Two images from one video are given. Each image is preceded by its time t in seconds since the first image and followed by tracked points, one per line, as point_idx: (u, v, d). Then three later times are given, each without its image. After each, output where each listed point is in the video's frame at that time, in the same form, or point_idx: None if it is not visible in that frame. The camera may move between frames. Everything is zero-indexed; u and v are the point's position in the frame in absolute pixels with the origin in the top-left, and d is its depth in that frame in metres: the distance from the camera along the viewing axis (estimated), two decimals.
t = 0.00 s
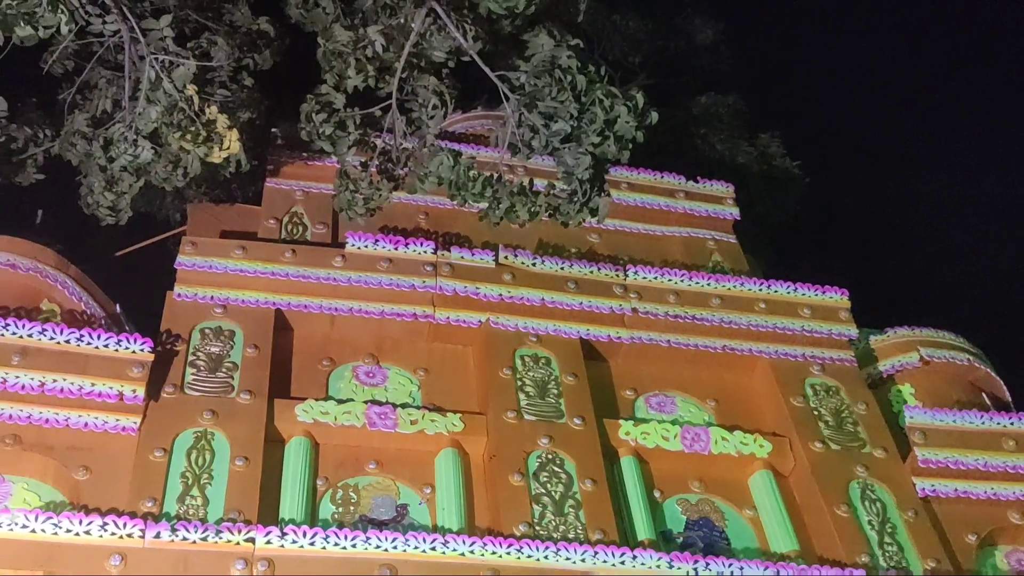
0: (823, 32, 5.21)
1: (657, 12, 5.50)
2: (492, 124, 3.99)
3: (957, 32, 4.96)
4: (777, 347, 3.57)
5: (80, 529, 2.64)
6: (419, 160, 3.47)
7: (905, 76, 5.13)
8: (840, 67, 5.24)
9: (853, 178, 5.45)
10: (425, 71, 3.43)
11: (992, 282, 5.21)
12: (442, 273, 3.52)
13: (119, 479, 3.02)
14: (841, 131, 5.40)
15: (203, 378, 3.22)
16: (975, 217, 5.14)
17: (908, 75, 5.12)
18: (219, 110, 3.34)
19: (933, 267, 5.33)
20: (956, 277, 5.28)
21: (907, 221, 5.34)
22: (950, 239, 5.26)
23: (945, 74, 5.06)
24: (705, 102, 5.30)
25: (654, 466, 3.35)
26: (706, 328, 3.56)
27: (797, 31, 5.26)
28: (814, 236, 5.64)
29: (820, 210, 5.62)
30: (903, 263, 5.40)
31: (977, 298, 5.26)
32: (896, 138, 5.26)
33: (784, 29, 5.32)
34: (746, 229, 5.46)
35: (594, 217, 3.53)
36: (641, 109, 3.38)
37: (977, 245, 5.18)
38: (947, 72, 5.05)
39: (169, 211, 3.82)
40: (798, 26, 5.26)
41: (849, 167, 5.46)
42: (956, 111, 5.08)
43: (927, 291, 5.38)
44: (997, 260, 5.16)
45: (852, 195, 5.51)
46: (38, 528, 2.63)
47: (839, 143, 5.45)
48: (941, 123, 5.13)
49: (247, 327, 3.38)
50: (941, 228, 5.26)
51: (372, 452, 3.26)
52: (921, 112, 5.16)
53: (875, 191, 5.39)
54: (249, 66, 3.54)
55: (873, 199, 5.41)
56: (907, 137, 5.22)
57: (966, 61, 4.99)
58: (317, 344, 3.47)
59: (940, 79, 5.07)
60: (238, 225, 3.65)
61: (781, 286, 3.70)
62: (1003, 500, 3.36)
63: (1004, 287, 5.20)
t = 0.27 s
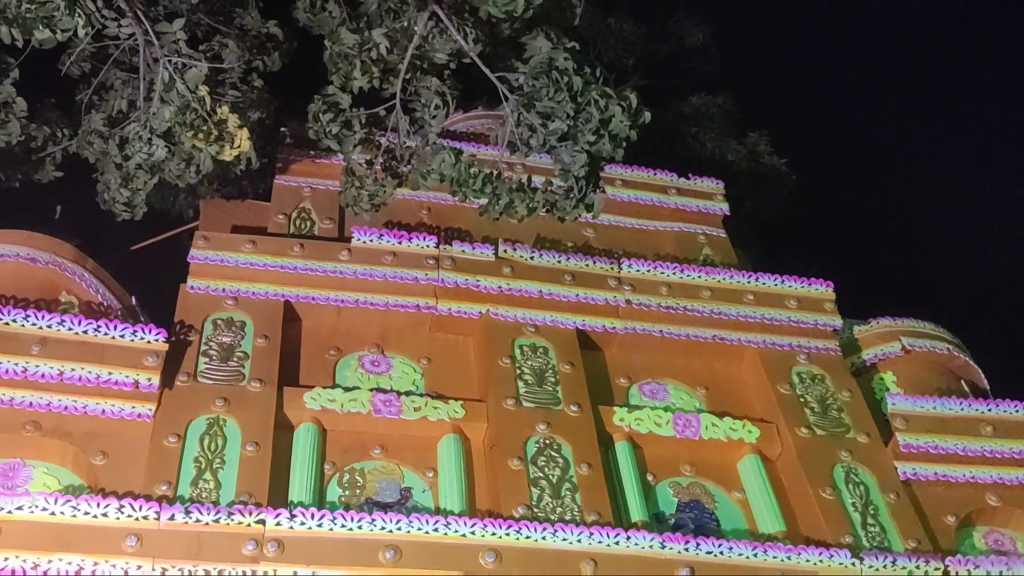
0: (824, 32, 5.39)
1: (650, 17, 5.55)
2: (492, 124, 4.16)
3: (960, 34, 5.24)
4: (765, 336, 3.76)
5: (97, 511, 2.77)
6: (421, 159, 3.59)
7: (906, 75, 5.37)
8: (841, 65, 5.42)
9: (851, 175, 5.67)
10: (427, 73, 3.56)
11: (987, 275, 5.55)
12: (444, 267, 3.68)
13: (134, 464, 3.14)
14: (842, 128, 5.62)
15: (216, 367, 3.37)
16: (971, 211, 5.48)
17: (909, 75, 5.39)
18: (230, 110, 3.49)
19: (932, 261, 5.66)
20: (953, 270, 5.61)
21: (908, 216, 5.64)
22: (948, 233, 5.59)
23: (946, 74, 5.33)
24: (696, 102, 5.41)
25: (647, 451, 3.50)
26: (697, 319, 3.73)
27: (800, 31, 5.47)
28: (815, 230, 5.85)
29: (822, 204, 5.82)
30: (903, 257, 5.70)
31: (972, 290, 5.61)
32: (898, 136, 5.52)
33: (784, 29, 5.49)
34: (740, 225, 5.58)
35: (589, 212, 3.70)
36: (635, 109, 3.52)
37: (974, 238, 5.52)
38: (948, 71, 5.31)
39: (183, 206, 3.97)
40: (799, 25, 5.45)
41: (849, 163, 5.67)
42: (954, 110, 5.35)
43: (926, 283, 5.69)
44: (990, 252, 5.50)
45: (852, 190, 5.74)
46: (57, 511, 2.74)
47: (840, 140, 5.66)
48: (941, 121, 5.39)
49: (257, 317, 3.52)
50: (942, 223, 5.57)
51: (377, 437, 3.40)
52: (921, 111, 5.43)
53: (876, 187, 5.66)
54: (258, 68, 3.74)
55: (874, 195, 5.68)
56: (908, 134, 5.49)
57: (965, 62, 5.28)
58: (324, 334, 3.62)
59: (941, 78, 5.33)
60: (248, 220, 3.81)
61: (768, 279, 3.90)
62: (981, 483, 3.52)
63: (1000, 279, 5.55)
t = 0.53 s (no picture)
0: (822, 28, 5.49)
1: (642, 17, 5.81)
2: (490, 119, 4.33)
3: (962, 34, 5.28)
4: (752, 323, 3.94)
5: (114, 491, 2.80)
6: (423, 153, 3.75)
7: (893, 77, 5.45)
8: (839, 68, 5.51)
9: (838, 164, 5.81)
10: (428, 70, 3.70)
11: (984, 276, 5.57)
12: (445, 257, 3.84)
13: (149, 444, 3.30)
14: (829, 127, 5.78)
15: (226, 352, 3.52)
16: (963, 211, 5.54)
17: (909, 76, 5.48)
18: (238, 106, 3.62)
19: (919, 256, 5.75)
20: (953, 269, 5.64)
21: (907, 211, 5.74)
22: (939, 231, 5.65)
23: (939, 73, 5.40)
24: (687, 99, 5.63)
25: (639, 433, 3.66)
26: (687, 307, 3.91)
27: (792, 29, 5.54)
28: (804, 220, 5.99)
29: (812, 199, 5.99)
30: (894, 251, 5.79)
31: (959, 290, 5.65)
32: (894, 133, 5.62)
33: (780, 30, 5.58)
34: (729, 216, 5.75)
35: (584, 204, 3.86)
36: (628, 105, 3.67)
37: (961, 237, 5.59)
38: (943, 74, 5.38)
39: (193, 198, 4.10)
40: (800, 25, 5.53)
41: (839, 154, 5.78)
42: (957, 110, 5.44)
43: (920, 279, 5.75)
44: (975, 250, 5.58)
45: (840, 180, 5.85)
46: (75, 490, 2.76)
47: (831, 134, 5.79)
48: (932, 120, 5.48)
49: (266, 305, 3.68)
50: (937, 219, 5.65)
51: (381, 421, 3.55)
52: (922, 112, 5.53)
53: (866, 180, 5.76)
54: (266, 66, 3.91)
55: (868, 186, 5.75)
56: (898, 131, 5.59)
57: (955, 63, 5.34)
58: (330, 321, 3.78)
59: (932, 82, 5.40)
60: (256, 212, 3.96)
61: (756, 268, 4.08)
62: (959, 463, 3.69)
63: (1000, 280, 5.55)
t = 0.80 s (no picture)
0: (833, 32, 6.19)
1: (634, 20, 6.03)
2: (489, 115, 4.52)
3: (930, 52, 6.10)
4: (739, 310, 4.12)
5: (130, 470, 2.97)
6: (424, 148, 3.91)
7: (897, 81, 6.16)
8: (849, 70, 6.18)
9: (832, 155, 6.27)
10: (430, 69, 3.87)
11: (985, 273, 5.95)
12: (446, 247, 4.03)
13: (163, 427, 3.43)
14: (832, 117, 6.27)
15: (237, 339, 3.68)
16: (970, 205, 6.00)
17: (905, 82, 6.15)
18: (248, 104, 3.80)
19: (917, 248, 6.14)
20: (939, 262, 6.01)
21: (911, 207, 6.17)
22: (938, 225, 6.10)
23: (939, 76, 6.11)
24: (677, 96, 5.86)
25: (631, 415, 3.84)
26: (677, 295, 4.10)
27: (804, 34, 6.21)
28: (799, 208, 6.33)
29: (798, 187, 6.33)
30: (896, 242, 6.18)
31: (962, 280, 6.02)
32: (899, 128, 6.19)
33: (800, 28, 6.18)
34: (717, 208, 6.03)
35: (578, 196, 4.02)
36: (619, 102, 3.85)
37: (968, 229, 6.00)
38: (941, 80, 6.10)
39: (205, 191, 4.26)
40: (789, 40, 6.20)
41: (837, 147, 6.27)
42: (956, 111, 6.07)
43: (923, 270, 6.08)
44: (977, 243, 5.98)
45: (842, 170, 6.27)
46: (94, 470, 2.93)
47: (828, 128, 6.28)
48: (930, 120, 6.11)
49: (275, 293, 3.85)
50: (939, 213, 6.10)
51: (386, 403, 3.71)
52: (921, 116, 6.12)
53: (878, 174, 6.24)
54: (274, 65, 4.07)
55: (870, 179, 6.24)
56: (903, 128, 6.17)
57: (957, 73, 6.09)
58: (336, 309, 3.96)
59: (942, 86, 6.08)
60: (265, 205, 4.14)
61: (743, 257, 4.29)
62: (936, 443, 3.87)
63: (999, 278, 5.92)
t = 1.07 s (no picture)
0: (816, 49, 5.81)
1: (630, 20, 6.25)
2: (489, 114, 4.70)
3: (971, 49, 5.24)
4: (729, 301, 4.32)
5: (148, 455, 3.16)
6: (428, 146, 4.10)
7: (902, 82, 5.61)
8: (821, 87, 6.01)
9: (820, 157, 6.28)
10: (433, 70, 4.04)
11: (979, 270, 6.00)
12: (449, 242, 4.23)
13: (179, 413, 3.58)
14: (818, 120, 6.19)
15: (249, 329, 3.86)
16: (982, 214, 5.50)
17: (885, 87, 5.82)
18: (259, 104, 3.97)
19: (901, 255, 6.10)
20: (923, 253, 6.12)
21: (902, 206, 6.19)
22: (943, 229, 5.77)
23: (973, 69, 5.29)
24: (669, 97, 6.06)
25: (626, 402, 4.02)
26: (670, 287, 4.30)
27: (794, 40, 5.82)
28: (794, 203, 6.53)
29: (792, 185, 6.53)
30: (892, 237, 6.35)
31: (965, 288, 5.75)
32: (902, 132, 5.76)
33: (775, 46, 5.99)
34: (708, 205, 6.29)
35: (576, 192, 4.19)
36: (615, 102, 4.02)
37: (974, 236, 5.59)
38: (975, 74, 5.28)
39: (219, 188, 4.45)
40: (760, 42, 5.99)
41: (826, 149, 6.23)
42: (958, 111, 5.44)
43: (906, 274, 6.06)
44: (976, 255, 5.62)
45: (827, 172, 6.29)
46: (112, 454, 3.13)
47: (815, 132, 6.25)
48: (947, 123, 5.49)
49: (285, 286, 4.03)
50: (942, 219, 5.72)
51: (392, 391, 3.87)
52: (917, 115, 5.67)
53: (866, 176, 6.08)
54: (284, 66, 4.25)
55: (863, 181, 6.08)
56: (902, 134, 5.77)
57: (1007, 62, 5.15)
58: (343, 301, 4.14)
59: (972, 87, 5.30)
60: (276, 201, 4.34)
61: (733, 251, 4.50)
62: (917, 428, 4.06)
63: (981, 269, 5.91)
